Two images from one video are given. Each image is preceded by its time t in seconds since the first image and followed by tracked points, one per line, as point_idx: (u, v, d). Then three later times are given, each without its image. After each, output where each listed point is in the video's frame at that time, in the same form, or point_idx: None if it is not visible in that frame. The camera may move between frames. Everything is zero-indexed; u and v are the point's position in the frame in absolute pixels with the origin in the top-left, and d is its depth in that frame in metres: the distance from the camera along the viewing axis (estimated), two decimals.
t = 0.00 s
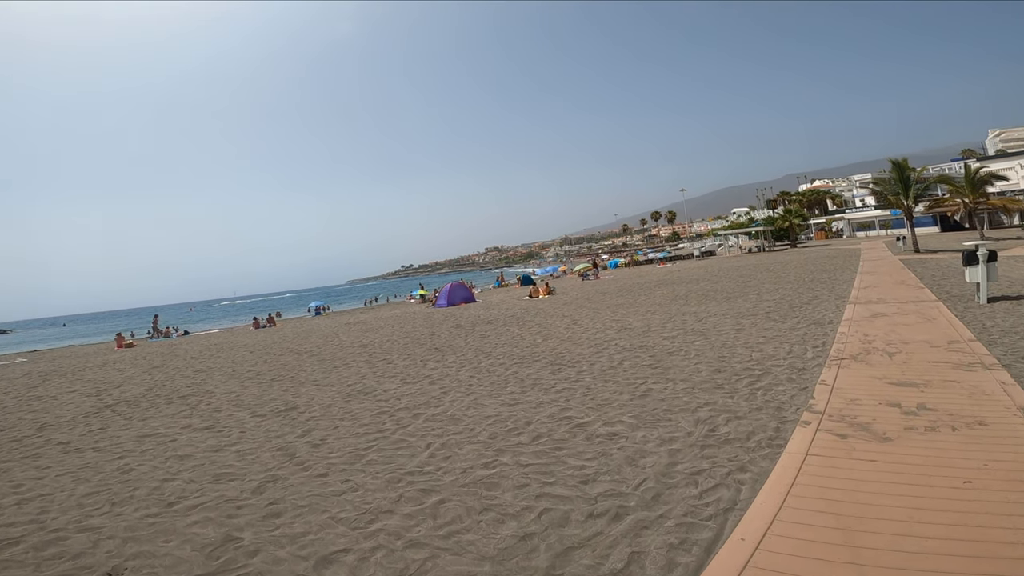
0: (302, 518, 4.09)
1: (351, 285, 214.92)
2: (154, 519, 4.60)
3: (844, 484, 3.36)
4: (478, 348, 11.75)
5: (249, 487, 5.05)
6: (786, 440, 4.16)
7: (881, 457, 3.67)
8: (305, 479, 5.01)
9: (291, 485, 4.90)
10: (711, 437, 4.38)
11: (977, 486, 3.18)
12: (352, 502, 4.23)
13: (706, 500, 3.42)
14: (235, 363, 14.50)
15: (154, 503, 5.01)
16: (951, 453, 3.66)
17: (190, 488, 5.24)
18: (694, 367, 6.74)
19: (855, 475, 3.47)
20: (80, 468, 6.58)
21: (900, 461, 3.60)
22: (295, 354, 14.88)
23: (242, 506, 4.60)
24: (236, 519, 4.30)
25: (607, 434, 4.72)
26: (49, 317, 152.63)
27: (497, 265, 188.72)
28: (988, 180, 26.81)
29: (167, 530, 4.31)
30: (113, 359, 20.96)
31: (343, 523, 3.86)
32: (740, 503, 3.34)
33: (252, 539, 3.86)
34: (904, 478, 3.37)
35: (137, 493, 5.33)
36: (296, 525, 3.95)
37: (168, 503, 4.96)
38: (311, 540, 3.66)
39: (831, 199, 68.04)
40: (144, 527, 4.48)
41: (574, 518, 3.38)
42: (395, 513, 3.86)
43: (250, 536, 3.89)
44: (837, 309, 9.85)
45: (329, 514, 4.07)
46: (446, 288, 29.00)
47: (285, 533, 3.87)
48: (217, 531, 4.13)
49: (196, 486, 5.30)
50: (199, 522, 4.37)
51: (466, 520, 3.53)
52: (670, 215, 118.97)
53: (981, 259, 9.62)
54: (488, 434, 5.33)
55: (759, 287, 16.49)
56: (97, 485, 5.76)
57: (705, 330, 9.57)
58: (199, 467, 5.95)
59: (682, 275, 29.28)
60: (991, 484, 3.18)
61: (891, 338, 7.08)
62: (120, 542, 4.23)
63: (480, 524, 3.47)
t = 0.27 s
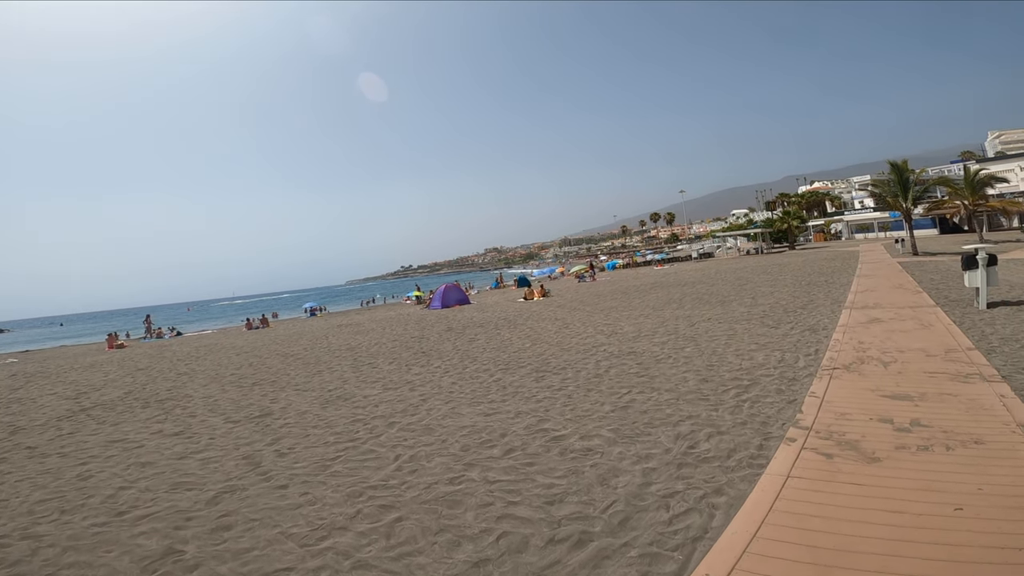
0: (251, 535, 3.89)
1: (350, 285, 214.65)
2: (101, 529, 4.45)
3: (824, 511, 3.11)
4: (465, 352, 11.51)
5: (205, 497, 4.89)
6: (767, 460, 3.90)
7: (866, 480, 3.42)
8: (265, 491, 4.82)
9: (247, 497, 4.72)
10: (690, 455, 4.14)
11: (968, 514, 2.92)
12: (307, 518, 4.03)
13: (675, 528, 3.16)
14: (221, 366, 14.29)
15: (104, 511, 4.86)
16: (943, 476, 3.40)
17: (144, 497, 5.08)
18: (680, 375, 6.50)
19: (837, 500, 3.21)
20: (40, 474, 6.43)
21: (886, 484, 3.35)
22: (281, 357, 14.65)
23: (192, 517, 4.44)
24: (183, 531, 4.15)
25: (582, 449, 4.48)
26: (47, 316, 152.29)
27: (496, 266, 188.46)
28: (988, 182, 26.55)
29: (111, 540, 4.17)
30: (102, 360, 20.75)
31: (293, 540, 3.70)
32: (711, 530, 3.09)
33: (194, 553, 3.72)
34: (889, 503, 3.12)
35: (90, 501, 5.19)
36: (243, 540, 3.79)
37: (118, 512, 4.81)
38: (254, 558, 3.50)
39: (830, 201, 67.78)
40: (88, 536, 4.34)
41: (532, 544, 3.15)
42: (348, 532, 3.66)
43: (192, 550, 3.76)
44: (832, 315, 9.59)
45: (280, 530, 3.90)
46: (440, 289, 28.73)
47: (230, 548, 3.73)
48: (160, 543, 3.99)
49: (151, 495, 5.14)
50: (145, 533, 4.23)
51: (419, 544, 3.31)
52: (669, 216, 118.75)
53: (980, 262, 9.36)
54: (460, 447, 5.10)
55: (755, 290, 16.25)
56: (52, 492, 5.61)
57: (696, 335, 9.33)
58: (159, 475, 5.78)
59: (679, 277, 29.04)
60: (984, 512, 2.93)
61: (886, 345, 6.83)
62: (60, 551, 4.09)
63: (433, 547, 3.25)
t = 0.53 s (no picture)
0: (204, 549, 3.69)
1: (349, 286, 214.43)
2: (54, 537, 4.28)
3: (813, 536, 2.86)
4: (455, 356, 11.29)
5: (165, 507, 4.69)
6: (755, 479, 3.66)
7: (859, 502, 3.16)
8: (227, 501, 4.63)
9: (207, 508, 4.54)
10: (673, 472, 3.91)
11: (969, 541, 2.67)
12: (265, 530, 3.84)
13: (649, 555, 2.91)
14: (209, 369, 14.10)
15: (59, 519, 4.65)
16: (942, 497, 3.15)
17: (104, 505, 4.89)
18: (670, 383, 6.27)
19: (827, 523, 2.96)
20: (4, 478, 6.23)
21: (881, 506, 3.10)
22: (270, 360, 14.43)
23: (147, 528, 4.26)
24: (133, 542, 3.98)
25: (561, 464, 4.26)
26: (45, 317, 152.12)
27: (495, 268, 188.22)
28: (988, 184, 26.34)
29: (61, 549, 4.00)
30: (93, 362, 20.57)
31: (246, 554, 3.51)
32: (689, 557, 2.84)
33: (140, 567, 3.56)
34: (882, 527, 2.87)
35: (49, 507, 5.00)
36: (193, 553, 3.62)
37: (74, 520, 4.62)
38: (201, 574, 3.31)
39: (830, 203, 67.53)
40: (40, 545, 4.16)
41: (495, 569, 2.91)
42: (304, 549, 3.45)
43: (140, 563, 3.59)
44: (830, 319, 9.36)
45: (234, 543, 3.71)
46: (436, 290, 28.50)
47: (180, 561, 3.56)
48: (107, 553, 3.84)
49: (111, 503, 4.95)
50: (95, 543, 4.06)
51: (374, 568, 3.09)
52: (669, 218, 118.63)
53: (982, 266, 9.11)
54: (436, 461, 4.87)
55: (752, 293, 16.00)
56: (12, 497, 5.42)
57: (690, 340, 9.10)
58: (124, 481, 5.58)
59: (676, 279, 28.81)
60: (986, 539, 2.68)
61: (885, 352, 6.59)
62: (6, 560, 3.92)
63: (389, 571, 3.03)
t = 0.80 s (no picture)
0: (146, 563, 3.60)
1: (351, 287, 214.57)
2: None
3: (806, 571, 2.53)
4: (447, 360, 11.01)
5: (118, 517, 4.58)
6: (747, 501, 3.34)
7: (860, 531, 2.83)
8: (184, 512, 4.50)
9: (161, 518, 4.43)
10: (658, 492, 3.60)
11: None
12: (215, 544, 3.74)
13: None
14: (198, 372, 13.91)
15: (7, 528, 4.52)
16: (954, 525, 2.81)
17: (57, 514, 4.75)
18: (663, 391, 5.96)
19: (823, 556, 2.63)
20: None
21: (885, 535, 2.77)
22: (260, 363, 14.20)
23: (94, 538, 4.16)
24: (76, 552, 3.90)
25: (540, 481, 3.97)
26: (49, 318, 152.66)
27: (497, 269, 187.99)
28: (995, 185, 25.89)
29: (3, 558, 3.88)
30: (87, 364, 20.48)
31: (189, 570, 3.40)
32: None
33: None
34: (886, 561, 2.54)
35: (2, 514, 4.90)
36: (134, 568, 3.54)
37: (22, 529, 4.49)
38: None
39: (834, 204, 66.97)
40: None
41: None
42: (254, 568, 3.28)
43: None
44: (834, 323, 9.01)
45: (180, 558, 3.62)
46: (434, 292, 28.23)
47: None
48: (47, 564, 3.76)
49: (65, 512, 4.82)
50: (38, 553, 3.94)
51: None
52: (671, 219, 118.16)
53: (992, 268, 8.75)
54: (410, 475, 4.61)
55: (754, 296, 15.66)
56: None
57: (687, 345, 8.78)
58: (85, 489, 5.47)
59: (677, 281, 28.46)
60: None
61: (891, 359, 6.25)
62: None
63: None
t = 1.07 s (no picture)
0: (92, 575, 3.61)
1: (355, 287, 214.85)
2: None
3: None
4: (439, 364, 10.77)
5: (75, 525, 4.54)
6: (730, 528, 3.06)
7: (854, 566, 2.54)
8: (144, 521, 4.49)
9: (119, 527, 4.41)
10: (637, 516, 3.32)
11: None
12: (165, 557, 3.76)
13: None
14: (190, 374, 13.81)
15: None
16: (958, 559, 2.51)
17: (18, 520, 4.72)
18: (655, 401, 5.68)
19: None
20: None
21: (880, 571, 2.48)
22: (253, 366, 14.06)
23: (47, 545, 4.15)
24: (25, 560, 3.90)
25: (513, 500, 3.75)
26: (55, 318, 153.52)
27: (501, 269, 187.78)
28: (1004, 184, 25.35)
29: None
30: (84, 365, 20.45)
31: None
32: None
33: None
34: None
35: None
36: None
37: None
38: None
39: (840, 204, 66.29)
40: None
41: None
42: None
43: None
44: (838, 327, 8.67)
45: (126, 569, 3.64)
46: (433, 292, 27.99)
47: None
48: None
49: (25, 518, 4.78)
50: None
51: None
52: (676, 219, 117.56)
53: (1003, 270, 8.40)
54: (382, 490, 4.45)
55: (756, 298, 15.33)
56: None
57: (684, 350, 8.49)
58: (50, 495, 5.43)
59: (680, 282, 28.13)
60: None
61: (897, 367, 5.94)
62: None
63: None
